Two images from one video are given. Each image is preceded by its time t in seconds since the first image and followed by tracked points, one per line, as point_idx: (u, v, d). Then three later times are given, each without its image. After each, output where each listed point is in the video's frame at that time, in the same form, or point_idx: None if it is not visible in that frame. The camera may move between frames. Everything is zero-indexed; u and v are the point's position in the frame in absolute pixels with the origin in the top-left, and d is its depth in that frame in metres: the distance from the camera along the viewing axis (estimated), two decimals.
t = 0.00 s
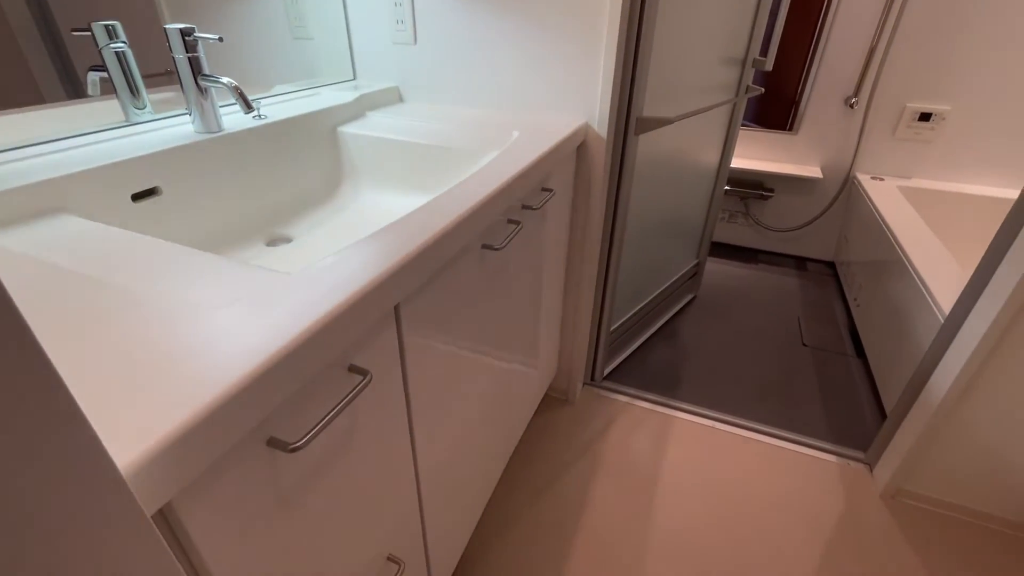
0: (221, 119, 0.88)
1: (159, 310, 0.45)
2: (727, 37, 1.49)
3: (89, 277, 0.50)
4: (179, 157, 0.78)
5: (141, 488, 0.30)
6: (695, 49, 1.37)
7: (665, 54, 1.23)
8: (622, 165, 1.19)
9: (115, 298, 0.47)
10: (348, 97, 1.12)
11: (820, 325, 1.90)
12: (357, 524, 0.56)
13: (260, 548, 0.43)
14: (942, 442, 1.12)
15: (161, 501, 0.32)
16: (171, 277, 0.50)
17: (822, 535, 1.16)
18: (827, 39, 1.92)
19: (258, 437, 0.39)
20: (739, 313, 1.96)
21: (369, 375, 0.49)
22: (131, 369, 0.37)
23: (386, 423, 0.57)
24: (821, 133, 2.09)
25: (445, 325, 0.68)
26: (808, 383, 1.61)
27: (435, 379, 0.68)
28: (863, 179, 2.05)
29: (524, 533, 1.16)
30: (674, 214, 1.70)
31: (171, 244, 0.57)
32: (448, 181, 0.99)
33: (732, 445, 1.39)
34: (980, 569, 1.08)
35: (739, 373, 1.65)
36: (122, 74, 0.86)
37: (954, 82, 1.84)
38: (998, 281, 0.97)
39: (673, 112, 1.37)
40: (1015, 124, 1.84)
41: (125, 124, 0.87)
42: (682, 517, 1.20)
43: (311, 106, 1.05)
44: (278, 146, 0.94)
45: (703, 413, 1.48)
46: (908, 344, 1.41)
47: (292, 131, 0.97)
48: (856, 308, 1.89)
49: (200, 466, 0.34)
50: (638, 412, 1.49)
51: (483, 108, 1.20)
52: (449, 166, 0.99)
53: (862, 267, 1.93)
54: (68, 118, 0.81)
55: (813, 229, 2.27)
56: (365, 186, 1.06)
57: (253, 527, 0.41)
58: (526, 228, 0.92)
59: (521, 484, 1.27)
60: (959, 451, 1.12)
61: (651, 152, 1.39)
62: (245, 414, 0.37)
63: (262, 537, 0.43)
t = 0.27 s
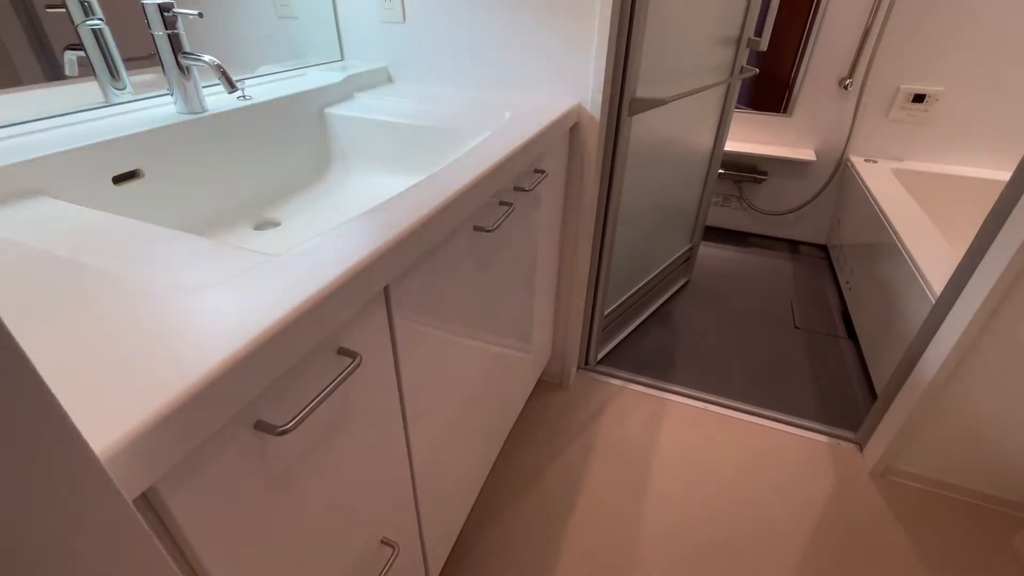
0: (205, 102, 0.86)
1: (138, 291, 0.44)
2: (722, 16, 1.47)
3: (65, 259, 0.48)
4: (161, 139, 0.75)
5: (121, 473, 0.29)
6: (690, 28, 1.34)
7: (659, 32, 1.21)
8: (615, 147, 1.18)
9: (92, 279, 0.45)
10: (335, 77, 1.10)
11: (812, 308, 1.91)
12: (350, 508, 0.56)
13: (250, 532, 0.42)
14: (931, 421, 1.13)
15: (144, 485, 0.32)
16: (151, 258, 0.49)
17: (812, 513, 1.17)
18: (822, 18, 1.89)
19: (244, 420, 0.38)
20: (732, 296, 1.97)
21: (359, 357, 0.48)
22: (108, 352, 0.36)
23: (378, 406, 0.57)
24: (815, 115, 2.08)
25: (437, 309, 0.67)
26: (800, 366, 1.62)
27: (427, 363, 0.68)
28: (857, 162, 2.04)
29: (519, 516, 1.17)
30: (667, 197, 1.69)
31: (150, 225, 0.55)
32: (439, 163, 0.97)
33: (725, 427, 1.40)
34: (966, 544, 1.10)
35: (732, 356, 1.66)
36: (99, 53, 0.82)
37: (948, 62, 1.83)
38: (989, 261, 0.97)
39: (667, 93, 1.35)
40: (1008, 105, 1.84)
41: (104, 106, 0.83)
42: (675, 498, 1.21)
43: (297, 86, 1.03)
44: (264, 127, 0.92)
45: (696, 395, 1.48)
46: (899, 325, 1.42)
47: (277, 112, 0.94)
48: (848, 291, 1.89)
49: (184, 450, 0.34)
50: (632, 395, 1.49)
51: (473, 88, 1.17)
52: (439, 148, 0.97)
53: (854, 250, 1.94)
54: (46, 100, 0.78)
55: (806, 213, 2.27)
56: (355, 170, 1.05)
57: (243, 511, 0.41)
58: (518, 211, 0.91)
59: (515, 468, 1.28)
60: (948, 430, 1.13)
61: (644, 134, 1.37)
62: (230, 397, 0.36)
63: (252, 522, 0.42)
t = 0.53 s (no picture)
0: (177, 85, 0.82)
1: (97, 283, 0.41)
2: None
3: (23, 250, 0.46)
4: (130, 124, 0.73)
5: (68, 480, 0.28)
6: (681, 8, 1.31)
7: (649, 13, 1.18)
8: (605, 131, 1.15)
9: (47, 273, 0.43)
10: (315, 60, 1.06)
11: (803, 293, 1.91)
12: (331, 503, 0.55)
13: (222, 533, 0.41)
14: (919, 406, 1.14)
15: (99, 490, 0.30)
16: (114, 248, 0.47)
17: (801, 497, 1.18)
18: None
19: (210, 418, 0.37)
20: (723, 282, 1.96)
21: (334, 351, 0.47)
22: (61, 349, 0.34)
23: (358, 400, 0.55)
24: (807, 99, 2.06)
25: (420, 299, 0.66)
26: (791, 351, 1.62)
27: (411, 355, 0.66)
28: (848, 146, 2.03)
29: (510, 505, 1.17)
30: (658, 183, 1.67)
31: (115, 214, 0.53)
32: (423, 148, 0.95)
33: (716, 413, 1.40)
34: (952, 526, 1.12)
35: (723, 342, 1.66)
36: (64, 35, 0.79)
37: (941, 44, 1.81)
38: (979, 246, 0.97)
39: (657, 76, 1.33)
40: (999, 87, 1.83)
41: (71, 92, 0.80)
42: (665, 485, 1.21)
43: (276, 70, 0.99)
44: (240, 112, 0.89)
45: (687, 382, 1.48)
46: (889, 310, 1.42)
47: (254, 96, 0.91)
48: (838, 276, 1.90)
49: (143, 451, 0.32)
50: (623, 383, 1.49)
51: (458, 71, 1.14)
52: (424, 133, 0.94)
53: (845, 235, 1.93)
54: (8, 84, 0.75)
55: (797, 198, 2.26)
56: (337, 156, 1.01)
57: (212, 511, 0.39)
58: (504, 197, 0.89)
59: (507, 457, 1.28)
60: (936, 414, 1.14)
61: (634, 118, 1.35)
62: (192, 395, 0.34)
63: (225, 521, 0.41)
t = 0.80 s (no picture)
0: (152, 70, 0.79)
1: (64, 282, 0.39)
2: None
3: None
4: (103, 112, 0.69)
5: (29, 499, 0.26)
6: None
7: None
8: (597, 117, 1.13)
9: (7, 274, 0.40)
10: (298, 45, 1.03)
11: (796, 280, 1.91)
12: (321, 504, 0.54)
13: (205, 541, 0.39)
14: (912, 392, 1.14)
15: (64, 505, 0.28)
16: (81, 244, 0.44)
17: (795, 484, 1.19)
18: None
19: (188, 424, 0.35)
20: (717, 270, 1.96)
21: (318, 349, 0.45)
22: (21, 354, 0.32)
23: (346, 398, 0.53)
24: (801, 84, 2.04)
25: (410, 292, 0.64)
26: (784, 338, 1.62)
27: (402, 349, 0.64)
28: (842, 131, 2.02)
29: (505, 496, 1.16)
30: (652, 170, 1.65)
31: (84, 207, 0.50)
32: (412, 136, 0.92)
33: (710, 401, 1.40)
34: (944, 510, 1.13)
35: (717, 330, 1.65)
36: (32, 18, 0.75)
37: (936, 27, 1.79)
38: (975, 231, 0.96)
39: (650, 60, 1.30)
40: (993, 70, 1.82)
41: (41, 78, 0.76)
42: (660, 474, 1.21)
43: (257, 55, 0.96)
44: (220, 99, 0.86)
45: (681, 370, 1.48)
46: (883, 296, 1.42)
47: (234, 82, 0.88)
48: (831, 262, 1.89)
49: (114, 461, 0.30)
50: (617, 372, 1.48)
51: (446, 56, 1.11)
52: (413, 120, 0.91)
53: (838, 221, 1.93)
54: None
55: (790, 184, 2.25)
56: (323, 144, 0.98)
57: (193, 519, 0.38)
58: (495, 185, 0.87)
59: (501, 449, 1.27)
60: (929, 401, 1.14)
61: (627, 104, 1.32)
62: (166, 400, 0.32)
63: (208, 528, 0.39)
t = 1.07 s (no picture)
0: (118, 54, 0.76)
1: (12, 275, 0.37)
2: None
3: None
4: (67, 98, 0.66)
5: None
6: None
7: None
8: (584, 102, 1.11)
9: None
10: (274, 28, 0.99)
11: (785, 266, 1.91)
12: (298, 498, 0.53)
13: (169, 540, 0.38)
14: (898, 377, 1.14)
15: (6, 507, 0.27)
16: (33, 234, 0.42)
17: (783, 469, 1.19)
18: None
19: (143, 420, 0.34)
20: (707, 257, 1.95)
21: (287, 340, 0.43)
22: None
23: (321, 391, 0.52)
24: (791, 68, 2.02)
25: (389, 281, 0.62)
26: (773, 325, 1.62)
27: (381, 340, 0.63)
28: (832, 116, 2.01)
29: (493, 486, 1.16)
30: (641, 156, 1.63)
31: (40, 196, 0.48)
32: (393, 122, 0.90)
33: (699, 388, 1.40)
34: (929, 493, 1.14)
35: (706, 317, 1.65)
36: None
37: (926, 10, 1.78)
38: (961, 215, 0.96)
39: (638, 43, 1.28)
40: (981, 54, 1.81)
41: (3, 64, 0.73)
42: (649, 461, 1.21)
43: (231, 38, 0.93)
44: (192, 82, 0.82)
45: (671, 358, 1.48)
46: (871, 282, 1.42)
47: (207, 67, 0.85)
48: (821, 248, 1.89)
49: (59, 460, 0.28)
50: (607, 361, 1.48)
51: (428, 39, 1.08)
52: (394, 105, 0.89)
53: (828, 207, 1.93)
54: None
55: (780, 170, 2.24)
56: (302, 130, 0.96)
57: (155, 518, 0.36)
58: (478, 172, 0.85)
59: (489, 439, 1.26)
60: (915, 385, 1.14)
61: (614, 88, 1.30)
62: (118, 396, 0.31)
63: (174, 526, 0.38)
